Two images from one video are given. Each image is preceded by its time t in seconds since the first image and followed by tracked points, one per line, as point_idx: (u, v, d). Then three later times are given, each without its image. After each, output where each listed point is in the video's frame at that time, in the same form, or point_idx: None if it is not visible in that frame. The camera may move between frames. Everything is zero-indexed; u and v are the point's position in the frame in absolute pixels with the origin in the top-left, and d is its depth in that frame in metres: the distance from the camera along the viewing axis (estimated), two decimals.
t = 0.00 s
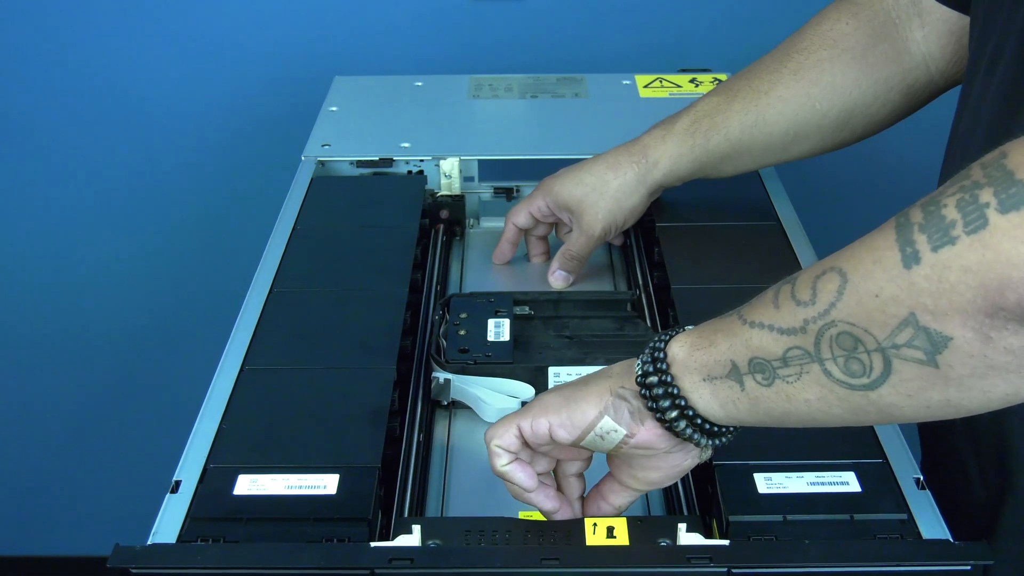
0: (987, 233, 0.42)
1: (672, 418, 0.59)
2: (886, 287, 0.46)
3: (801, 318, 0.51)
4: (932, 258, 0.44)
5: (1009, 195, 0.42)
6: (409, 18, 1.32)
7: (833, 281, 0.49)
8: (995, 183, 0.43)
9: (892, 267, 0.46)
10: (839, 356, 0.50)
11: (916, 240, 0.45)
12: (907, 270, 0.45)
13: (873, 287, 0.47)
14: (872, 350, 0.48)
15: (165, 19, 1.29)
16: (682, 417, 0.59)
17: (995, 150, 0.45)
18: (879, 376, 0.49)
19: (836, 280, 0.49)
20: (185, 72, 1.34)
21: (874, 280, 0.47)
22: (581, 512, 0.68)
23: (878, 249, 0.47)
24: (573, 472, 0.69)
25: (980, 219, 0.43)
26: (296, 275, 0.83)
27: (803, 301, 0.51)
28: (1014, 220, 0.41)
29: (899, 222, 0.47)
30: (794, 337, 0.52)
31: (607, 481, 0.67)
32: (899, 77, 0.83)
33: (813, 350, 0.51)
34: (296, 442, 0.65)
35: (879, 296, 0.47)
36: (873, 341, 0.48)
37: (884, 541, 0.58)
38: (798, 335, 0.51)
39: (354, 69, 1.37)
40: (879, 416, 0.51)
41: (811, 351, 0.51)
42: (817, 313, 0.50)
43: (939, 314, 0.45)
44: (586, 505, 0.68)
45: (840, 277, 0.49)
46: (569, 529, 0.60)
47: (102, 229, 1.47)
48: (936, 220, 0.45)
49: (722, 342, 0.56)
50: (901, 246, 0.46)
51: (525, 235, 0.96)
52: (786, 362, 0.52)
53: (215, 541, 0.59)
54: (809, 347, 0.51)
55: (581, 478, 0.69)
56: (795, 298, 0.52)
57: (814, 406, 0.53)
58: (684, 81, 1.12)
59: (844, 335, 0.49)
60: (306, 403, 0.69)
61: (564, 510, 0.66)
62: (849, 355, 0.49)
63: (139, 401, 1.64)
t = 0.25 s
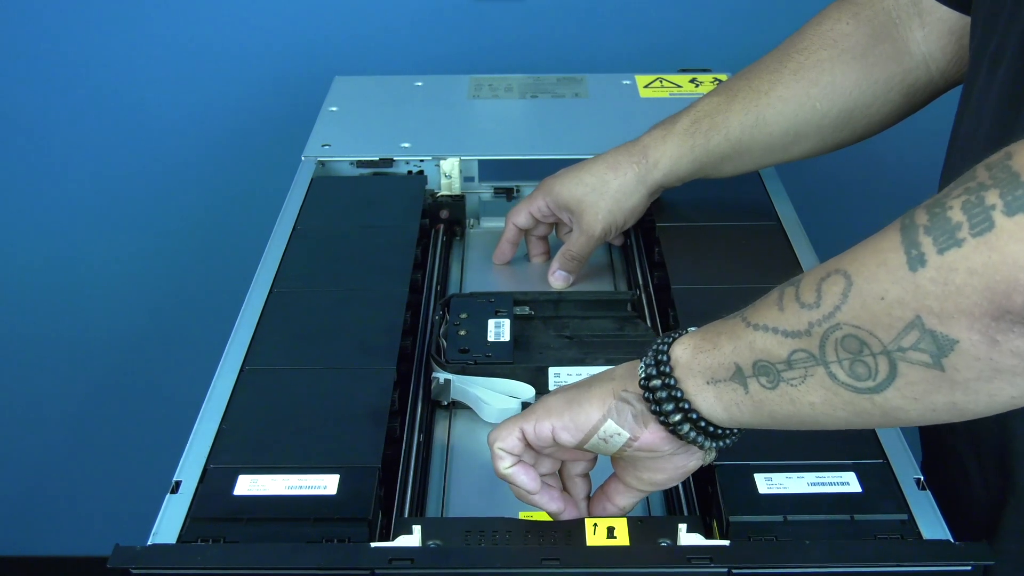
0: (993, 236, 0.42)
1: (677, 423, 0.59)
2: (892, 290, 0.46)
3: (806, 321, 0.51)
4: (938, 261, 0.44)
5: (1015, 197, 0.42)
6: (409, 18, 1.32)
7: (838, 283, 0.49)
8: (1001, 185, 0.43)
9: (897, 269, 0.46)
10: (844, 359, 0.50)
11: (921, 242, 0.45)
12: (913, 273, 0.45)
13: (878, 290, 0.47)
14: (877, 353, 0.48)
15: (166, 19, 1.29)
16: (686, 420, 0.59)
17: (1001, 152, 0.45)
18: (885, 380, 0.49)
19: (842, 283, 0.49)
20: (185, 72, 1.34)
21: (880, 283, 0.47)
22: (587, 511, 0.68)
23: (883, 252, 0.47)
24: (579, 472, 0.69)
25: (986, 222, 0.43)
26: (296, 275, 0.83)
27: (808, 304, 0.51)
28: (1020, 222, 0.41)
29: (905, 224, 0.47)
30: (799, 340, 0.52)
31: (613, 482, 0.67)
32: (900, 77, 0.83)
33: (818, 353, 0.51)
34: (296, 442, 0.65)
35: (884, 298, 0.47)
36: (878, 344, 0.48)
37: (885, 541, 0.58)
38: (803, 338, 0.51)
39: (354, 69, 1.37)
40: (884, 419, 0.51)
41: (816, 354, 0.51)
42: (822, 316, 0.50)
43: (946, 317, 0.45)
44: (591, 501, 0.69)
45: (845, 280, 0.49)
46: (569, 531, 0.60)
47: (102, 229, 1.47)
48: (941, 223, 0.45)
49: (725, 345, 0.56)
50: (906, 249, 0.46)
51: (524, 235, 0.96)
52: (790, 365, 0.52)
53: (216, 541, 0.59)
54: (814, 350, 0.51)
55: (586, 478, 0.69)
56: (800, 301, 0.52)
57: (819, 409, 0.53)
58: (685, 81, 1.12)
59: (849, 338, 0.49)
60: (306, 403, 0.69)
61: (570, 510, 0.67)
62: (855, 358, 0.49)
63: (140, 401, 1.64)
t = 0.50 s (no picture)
0: (1003, 237, 0.42)
1: (685, 423, 0.59)
2: (901, 291, 0.47)
3: (814, 322, 0.51)
4: (947, 262, 0.44)
5: None
6: (408, 17, 1.32)
7: (847, 283, 0.49)
8: (1010, 186, 0.43)
9: (907, 271, 0.46)
10: (852, 360, 0.50)
11: (931, 243, 0.45)
12: (922, 274, 0.45)
13: (887, 291, 0.47)
14: (885, 353, 0.48)
15: (164, 20, 1.29)
16: (693, 419, 0.59)
17: (1011, 153, 0.45)
18: (893, 381, 0.49)
19: (851, 283, 0.49)
20: (184, 73, 1.34)
21: (889, 285, 0.47)
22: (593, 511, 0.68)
23: (893, 253, 0.47)
24: (585, 470, 0.69)
25: (996, 224, 0.43)
26: (298, 275, 0.83)
27: (817, 304, 0.51)
28: None
29: (915, 225, 0.47)
30: (806, 341, 0.52)
31: (620, 480, 0.67)
32: (900, 78, 0.83)
33: (825, 353, 0.51)
34: (300, 443, 0.65)
35: (893, 300, 0.47)
36: (886, 345, 0.48)
37: (889, 541, 0.58)
38: (811, 338, 0.52)
39: (354, 69, 1.37)
40: (892, 420, 0.51)
41: (824, 354, 0.51)
42: (830, 317, 0.50)
43: (954, 319, 0.45)
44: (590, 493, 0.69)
45: (854, 280, 0.49)
46: (572, 534, 0.60)
47: (100, 230, 1.47)
48: (952, 224, 0.45)
49: (733, 344, 0.56)
50: (916, 250, 0.46)
51: (525, 235, 0.96)
52: (798, 365, 0.53)
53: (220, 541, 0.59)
54: (822, 350, 0.51)
55: (592, 477, 0.70)
56: (808, 301, 0.52)
57: (826, 410, 0.53)
58: (685, 81, 1.12)
59: (858, 338, 0.49)
60: (309, 403, 0.69)
61: (576, 509, 0.66)
62: (863, 358, 0.49)
63: (140, 402, 1.64)
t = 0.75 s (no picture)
0: (1001, 239, 0.42)
1: (681, 421, 0.60)
2: (898, 291, 0.46)
3: (811, 321, 0.51)
4: (945, 263, 0.44)
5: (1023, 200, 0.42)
6: (408, 17, 1.32)
7: (844, 282, 0.49)
8: (1008, 187, 0.43)
9: (904, 271, 0.46)
10: (848, 360, 0.50)
11: (929, 244, 0.45)
12: (920, 275, 0.45)
13: (884, 291, 0.47)
14: (881, 354, 0.48)
15: (165, 20, 1.29)
16: (689, 418, 0.60)
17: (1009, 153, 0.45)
18: (888, 382, 0.49)
19: (848, 282, 0.49)
20: (184, 73, 1.34)
21: (886, 285, 0.47)
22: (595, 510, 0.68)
23: (891, 252, 0.47)
24: (584, 473, 0.69)
25: (994, 226, 0.43)
26: (298, 275, 0.83)
27: (814, 303, 0.51)
28: None
29: (911, 225, 0.47)
30: (803, 340, 0.52)
31: (624, 476, 0.67)
32: (900, 78, 0.83)
33: (821, 354, 0.51)
34: (299, 443, 0.65)
35: (890, 299, 0.47)
36: (883, 345, 0.48)
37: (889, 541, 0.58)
38: (807, 337, 0.52)
39: (354, 69, 1.37)
40: (888, 421, 0.51)
41: (820, 354, 0.51)
42: (827, 316, 0.50)
43: (953, 319, 0.45)
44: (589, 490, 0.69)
45: (851, 280, 0.49)
46: (573, 533, 0.60)
47: (101, 230, 1.47)
48: (950, 226, 0.45)
49: (729, 343, 0.56)
50: (913, 250, 0.46)
51: (525, 235, 0.96)
52: (794, 365, 0.53)
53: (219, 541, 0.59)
54: (818, 349, 0.51)
55: (591, 479, 0.69)
56: (805, 300, 0.52)
57: (822, 409, 0.53)
58: (685, 81, 1.12)
59: (854, 338, 0.49)
60: (309, 403, 0.69)
61: (568, 510, 0.67)
62: (859, 359, 0.50)
63: (140, 402, 1.64)
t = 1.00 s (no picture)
0: (999, 247, 0.42)
1: (681, 428, 0.60)
2: (897, 298, 0.46)
3: (809, 327, 0.51)
4: (943, 270, 0.44)
5: (1020, 207, 0.42)
6: (408, 17, 1.32)
7: (843, 288, 0.49)
8: (1004, 194, 0.43)
9: (903, 279, 0.46)
10: (845, 366, 0.50)
11: (927, 252, 0.45)
12: (919, 283, 0.45)
13: (882, 298, 0.47)
14: (879, 360, 0.48)
15: (164, 20, 1.29)
16: (689, 424, 0.60)
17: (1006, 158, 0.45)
18: (886, 389, 0.49)
19: (847, 288, 0.49)
20: (184, 73, 1.34)
21: (884, 291, 0.47)
22: (590, 515, 0.68)
23: (889, 261, 0.47)
24: (578, 479, 0.67)
25: (992, 233, 0.43)
26: (298, 276, 0.83)
27: (812, 309, 0.51)
28: None
29: (909, 232, 0.47)
30: (801, 346, 0.52)
31: (621, 480, 0.67)
32: (900, 79, 0.83)
33: (819, 360, 0.51)
34: (299, 444, 0.65)
35: (889, 307, 0.47)
36: (881, 352, 0.48)
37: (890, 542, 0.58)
38: (806, 343, 0.51)
39: (354, 69, 1.36)
40: (886, 425, 0.51)
41: (818, 360, 0.51)
42: (825, 323, 0.50)
43: (954, 323, 0.44)
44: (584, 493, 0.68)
45: (850, 286, 0.49)
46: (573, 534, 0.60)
47: (101, 230, 1.47)
48: (948, 233, 0.45)
49: (727, 348, 0.56)
50: (912, 258, 0.46)
51: (525, 235, 0.96)
52: (791, 370, 0.53)
53: (219, 542, 0.59)
54: (816, 356, 0.51)
55: (586, 484, 0.68)
56: (803, 306, 0.52)
57: (819, 415, 0.53)
58: (685, 81, 1.12)
59: (852, 345, 0.49)
60: (309, 403, 0.69)
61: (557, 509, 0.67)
62: (857, 365, 0.49)
63: (140, 401, 1.64)
